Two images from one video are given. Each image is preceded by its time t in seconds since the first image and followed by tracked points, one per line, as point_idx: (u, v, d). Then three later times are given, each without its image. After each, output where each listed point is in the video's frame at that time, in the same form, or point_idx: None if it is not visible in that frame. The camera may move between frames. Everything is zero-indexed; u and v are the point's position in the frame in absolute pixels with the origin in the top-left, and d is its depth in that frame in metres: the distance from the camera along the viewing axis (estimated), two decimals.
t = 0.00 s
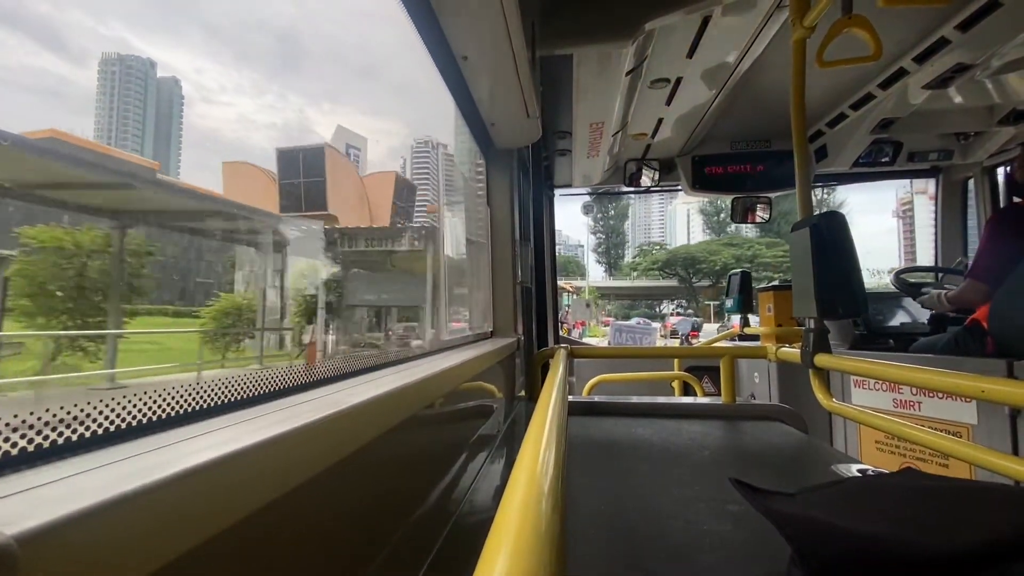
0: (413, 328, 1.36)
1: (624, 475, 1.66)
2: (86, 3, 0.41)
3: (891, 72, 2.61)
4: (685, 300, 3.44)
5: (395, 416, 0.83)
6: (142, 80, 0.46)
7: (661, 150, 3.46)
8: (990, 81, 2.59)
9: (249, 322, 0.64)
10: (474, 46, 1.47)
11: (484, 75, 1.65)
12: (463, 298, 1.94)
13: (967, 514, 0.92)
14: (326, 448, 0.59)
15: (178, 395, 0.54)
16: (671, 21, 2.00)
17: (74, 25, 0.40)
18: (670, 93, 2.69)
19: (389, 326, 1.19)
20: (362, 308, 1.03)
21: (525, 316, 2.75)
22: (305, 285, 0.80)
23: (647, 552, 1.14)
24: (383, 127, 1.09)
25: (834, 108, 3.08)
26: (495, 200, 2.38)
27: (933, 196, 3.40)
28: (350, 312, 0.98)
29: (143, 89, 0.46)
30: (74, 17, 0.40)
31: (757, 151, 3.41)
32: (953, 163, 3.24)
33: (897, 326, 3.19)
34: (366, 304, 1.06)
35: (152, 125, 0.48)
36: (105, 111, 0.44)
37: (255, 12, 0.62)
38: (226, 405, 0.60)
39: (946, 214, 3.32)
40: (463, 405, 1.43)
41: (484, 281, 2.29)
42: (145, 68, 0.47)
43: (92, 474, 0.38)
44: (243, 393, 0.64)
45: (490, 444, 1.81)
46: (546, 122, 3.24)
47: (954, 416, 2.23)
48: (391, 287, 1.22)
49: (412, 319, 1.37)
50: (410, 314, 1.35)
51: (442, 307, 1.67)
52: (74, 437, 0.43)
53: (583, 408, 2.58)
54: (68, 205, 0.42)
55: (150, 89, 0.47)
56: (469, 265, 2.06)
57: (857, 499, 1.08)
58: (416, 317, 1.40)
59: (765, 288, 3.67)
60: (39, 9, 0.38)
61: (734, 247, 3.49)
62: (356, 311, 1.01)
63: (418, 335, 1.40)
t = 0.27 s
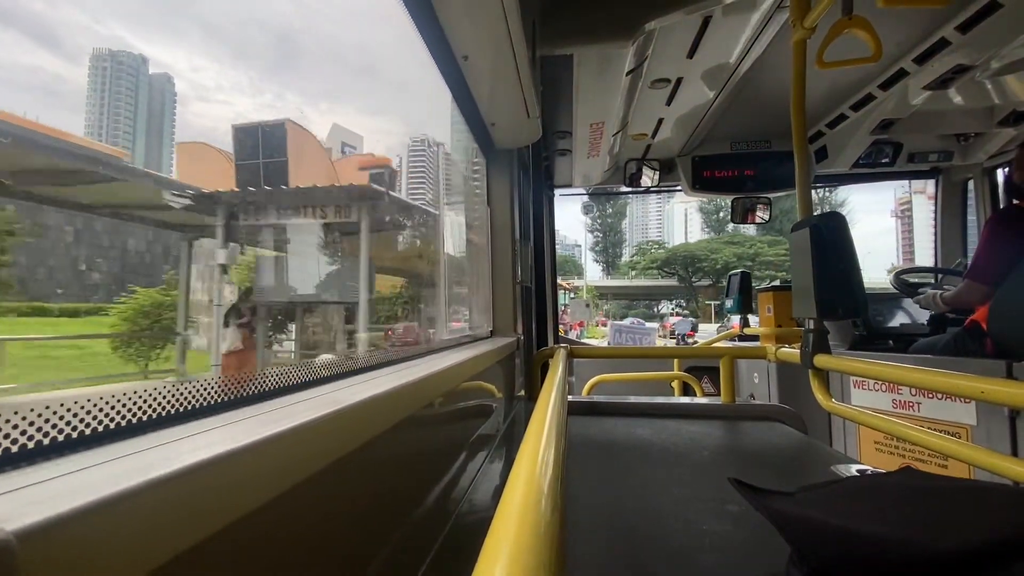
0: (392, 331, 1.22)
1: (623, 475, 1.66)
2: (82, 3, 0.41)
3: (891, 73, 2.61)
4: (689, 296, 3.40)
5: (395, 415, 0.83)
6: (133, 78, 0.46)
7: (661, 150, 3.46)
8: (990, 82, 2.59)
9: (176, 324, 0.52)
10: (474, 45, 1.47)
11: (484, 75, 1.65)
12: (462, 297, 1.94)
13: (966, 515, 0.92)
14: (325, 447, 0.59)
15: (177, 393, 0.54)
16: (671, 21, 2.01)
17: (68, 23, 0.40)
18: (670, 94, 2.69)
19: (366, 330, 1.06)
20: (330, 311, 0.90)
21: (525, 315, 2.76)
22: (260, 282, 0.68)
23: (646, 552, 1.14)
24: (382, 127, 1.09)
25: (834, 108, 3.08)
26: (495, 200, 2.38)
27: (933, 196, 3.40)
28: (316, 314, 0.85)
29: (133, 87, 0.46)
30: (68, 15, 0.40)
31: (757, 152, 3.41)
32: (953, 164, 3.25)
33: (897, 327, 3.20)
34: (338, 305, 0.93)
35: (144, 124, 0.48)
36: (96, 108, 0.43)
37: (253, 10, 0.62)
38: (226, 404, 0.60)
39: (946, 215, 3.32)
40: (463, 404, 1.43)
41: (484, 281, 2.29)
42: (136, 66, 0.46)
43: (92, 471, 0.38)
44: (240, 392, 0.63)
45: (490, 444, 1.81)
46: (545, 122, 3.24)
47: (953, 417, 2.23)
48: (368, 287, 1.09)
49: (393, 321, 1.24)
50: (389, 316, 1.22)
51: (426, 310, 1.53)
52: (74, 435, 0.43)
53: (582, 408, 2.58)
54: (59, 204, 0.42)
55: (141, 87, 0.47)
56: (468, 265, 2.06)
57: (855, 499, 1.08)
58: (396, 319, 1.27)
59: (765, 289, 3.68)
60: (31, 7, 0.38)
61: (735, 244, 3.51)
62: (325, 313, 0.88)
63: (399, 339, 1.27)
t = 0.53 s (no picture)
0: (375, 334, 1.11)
1: (622, 475, 1.66)
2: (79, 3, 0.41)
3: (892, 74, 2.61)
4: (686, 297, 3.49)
5: (393, 414, 0.83)
6: (121, 73, 0.46)
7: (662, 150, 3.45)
8: (991, 84, 2.59)
9: (89, 318, 0.45)
10: (475, 44, 1.46)
11: (485, 74, 1.65)
12: (461, 297, 1.94)
13: (964, 517, 0.92)
14: (323, 448, 0.59)
15: (174, 394, 0.54)
16: (673, 21, 2.00)
17: (65, 22, 0.40)
18: (671, 93, 2.69)
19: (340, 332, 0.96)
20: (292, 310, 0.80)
21: (524, 314, 2.75)
22: (187, 274, 0.58)
23: (644, 552, 1.14)
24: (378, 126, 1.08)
25: (835, 109, 3.08)
26: (495, 200, 2.37)
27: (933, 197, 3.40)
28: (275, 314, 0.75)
29: (121, 83, 0.46)
30: (63, 15, 0.40)
31: (757, 152, 3.41)
32: (953, 165, 3.25)
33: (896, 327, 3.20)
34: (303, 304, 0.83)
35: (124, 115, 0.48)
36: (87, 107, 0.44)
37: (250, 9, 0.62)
38: (223, 405, 0.60)
39: (946, 216, 3.33)
40: (461, 404, 1.42)
41: (484, 280, 2.29)
42: (126, 61, 0.46)
43: (87, 474, 0.37)
44: (237, 393, 0.63)
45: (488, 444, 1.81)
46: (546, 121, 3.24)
47: (952, 419, 2.24)
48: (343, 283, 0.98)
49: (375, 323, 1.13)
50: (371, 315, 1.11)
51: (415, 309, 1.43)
52: (70, 437, 0.43)
53: (581, 408, 2.58)
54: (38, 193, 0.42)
55: (129, 84, 0.47)
56: (467, 263, 2.06)
57: (853, 501, 1.08)
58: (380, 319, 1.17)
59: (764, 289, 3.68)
60: (29, 7, 0.38)
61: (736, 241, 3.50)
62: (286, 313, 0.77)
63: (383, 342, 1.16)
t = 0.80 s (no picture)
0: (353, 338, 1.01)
1: (622, 475, 1.66)
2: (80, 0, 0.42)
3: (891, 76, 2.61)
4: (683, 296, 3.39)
5: (394, 414, 0.83)
6: None
7: (662, 150, 3.45)
8: (991, 85, 2.59)
9: None
10: (475, 44, 1.46)
11: (485, 75, 1.65)
12: (461, 297, 1.94)
13: (964, 516, 0.92)
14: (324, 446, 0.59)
15: (175, 391, 0.54)
16: (673, 22, 2.00)
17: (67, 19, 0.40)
18: (671, 94, 2.68)
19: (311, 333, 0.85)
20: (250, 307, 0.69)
21: (524, 315, 2.75)
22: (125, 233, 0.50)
23: (644, 552, 1.14)
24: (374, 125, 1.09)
25: (834, 110, 3.08)
26: (495, 200, 2.37)
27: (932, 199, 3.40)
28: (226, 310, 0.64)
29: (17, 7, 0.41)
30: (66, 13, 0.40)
31: (757, 153, 3.42)
32: (953, 166, 3.26)
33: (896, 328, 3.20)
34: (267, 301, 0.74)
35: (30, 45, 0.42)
36: None
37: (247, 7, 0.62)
38: (224, 402, 0.60)
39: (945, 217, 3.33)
40: (462, 404, 1.42)
41: (484, 280, 2.29)
42: None
43: (89, 468, 0.37)
44: (238, 391, 0.63)
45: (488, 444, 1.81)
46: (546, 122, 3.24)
47: (952, 420, 2.24)
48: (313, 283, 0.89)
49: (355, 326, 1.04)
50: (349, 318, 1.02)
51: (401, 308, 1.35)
52: (73, 431, 0.43)
53: (581, 408, 2.58)
54: None
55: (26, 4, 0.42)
56: (467, 264, 2.06)
57: (853, 500, 1.08)
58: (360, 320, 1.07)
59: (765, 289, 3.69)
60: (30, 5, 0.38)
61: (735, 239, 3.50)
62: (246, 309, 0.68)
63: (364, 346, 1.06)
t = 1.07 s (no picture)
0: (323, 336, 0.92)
1: (622, 476, 1.66)
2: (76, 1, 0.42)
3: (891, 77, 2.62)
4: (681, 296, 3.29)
5: (395, 414, 0.83)
6: None
7: (663, 151, 3.45)
8: (991, 86, 2.59)
9: None
10: (474, 45, 1.46)
11: (485, 75, 1.65)
12: (461, 297, 1.94)
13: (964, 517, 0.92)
14: (325, 446, 0.59)
15: (175, 391, 0.54)
16: (673, 22, 2.00)
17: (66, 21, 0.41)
18: (672, 94, 2.68)
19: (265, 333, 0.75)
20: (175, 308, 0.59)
21: (525, 316, 2.75)
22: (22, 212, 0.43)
23: (644, 553, 1.14)
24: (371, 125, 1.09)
25: (834, 110, 3.08)
26: (495, 201, 2.37)
27: (933, 199, 3.40)
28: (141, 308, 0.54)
29: None
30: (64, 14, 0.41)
31: (756, 154, 3.43)
32: (954, 167, 3.26)
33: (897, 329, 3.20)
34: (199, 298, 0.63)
35: None
36: None
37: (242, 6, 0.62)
38: (224, 401, 0.60)
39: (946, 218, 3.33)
40: (462, 405, 1.42)
41: (484, 281, 2.29)
42: None
43: (90, 467, 0.38)
44: (238, 391, 0.63)
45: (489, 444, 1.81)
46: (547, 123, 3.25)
47: (953, 420, 2.24)
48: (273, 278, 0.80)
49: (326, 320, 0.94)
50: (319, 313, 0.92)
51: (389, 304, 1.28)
52: (73, 431, 0.43)
53: (581, 409, 2.58)
54: None
55: None
56: (467, 264, 2.05)
57: (853, 501, 1.07)
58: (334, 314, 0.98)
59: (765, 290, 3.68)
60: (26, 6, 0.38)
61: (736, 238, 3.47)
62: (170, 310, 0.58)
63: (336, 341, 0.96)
